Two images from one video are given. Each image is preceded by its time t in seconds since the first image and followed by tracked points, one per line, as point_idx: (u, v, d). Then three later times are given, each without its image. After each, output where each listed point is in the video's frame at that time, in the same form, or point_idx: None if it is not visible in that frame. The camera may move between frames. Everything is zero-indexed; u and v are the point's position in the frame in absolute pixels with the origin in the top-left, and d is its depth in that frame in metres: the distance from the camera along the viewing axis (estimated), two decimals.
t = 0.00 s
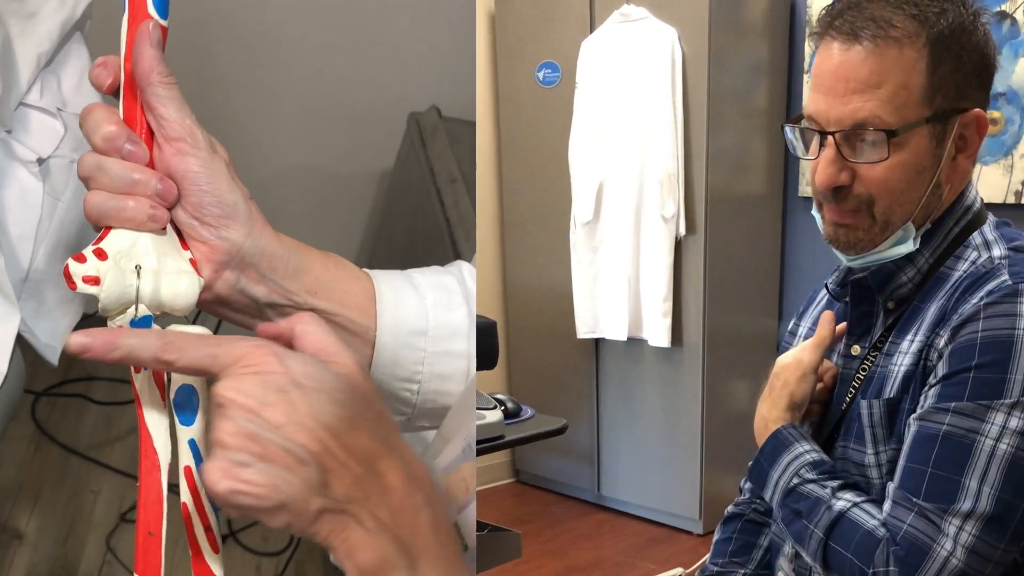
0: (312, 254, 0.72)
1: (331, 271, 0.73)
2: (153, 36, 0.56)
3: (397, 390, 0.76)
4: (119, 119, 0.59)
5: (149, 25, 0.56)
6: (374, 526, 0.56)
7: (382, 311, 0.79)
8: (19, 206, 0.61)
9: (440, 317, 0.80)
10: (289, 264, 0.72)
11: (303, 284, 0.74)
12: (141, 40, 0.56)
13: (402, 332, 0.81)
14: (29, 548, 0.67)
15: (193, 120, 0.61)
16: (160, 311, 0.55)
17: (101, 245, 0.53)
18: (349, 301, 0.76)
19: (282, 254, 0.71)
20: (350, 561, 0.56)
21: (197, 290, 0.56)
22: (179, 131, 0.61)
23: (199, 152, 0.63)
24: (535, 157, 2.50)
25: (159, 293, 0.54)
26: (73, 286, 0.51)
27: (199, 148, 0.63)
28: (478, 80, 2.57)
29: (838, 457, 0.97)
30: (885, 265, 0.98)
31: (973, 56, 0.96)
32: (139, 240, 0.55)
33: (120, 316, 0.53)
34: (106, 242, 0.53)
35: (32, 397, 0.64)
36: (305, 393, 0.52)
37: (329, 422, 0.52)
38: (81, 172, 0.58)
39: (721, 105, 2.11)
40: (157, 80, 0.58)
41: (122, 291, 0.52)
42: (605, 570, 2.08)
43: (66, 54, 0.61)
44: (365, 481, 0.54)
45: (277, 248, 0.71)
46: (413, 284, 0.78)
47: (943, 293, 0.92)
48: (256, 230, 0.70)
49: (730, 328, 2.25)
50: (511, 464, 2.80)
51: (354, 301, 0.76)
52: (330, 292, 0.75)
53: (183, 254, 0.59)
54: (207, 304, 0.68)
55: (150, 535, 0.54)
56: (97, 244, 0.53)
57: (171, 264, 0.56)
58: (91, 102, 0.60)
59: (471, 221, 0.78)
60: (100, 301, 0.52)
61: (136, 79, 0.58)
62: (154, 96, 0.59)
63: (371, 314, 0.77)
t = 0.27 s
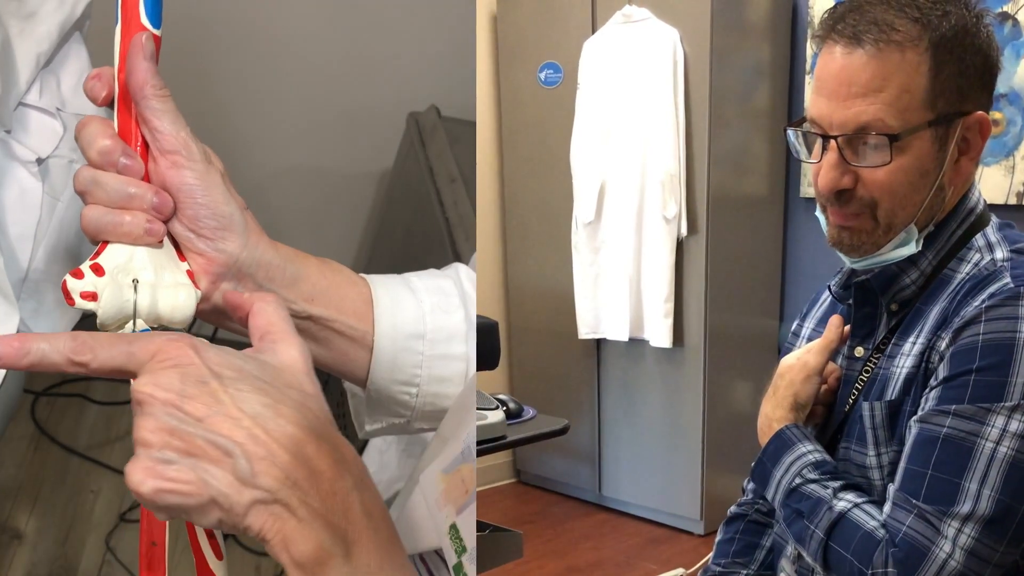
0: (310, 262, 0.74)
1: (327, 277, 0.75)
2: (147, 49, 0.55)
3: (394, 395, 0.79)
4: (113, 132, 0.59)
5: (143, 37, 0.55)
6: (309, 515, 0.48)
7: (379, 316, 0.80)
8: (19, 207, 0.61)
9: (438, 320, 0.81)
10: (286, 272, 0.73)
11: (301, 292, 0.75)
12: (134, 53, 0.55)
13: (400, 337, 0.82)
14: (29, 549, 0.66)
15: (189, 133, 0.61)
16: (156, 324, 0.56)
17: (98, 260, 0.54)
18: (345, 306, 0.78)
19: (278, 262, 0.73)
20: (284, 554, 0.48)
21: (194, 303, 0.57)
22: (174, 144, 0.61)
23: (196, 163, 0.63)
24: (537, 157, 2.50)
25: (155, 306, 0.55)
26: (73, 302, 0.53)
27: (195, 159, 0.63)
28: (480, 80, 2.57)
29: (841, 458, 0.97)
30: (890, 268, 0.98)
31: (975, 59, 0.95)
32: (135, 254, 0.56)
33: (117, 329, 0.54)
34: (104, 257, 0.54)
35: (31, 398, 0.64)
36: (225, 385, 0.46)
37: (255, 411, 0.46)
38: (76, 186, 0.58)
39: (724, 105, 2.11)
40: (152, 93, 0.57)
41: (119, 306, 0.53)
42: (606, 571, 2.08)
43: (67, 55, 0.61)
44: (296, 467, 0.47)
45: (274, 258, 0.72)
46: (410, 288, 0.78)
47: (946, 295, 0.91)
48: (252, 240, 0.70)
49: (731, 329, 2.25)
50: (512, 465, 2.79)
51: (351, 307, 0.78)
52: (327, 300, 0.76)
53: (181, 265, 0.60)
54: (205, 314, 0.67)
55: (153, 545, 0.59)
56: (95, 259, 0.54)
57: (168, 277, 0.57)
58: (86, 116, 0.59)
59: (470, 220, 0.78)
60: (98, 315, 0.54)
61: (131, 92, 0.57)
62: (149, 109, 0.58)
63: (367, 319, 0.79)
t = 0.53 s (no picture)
0: (305, 261, 0.74)
1: (321, 275, 0.76)
2: (139, 47, 0.55)
3: (390, 394, 0.79)
4: (107, 130, 0.59)
5: (135, 37, 0.55)
6: (297, 517, 0.48)
7: (375, 315, 0.80)
8: (18, 206, 0.61)
9: (433, 320, 0.80)
10: (281, 269, 0.74)
11: (296, 289, 0.76)
12: (126, 53, 0.55)
13: (396, 336, 0.82)
14: (28, 548, 0.67)
15: (181, 129, 0.62)
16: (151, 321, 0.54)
17: (93, 256, 0.53)
18: (341, 304, 0.78)
19: (273, 260, 0.73)
20: (272, 557, 0.48)
21: (189, 299, 0.55)
22: (168, 142, 0.61)
23: (189, 162, 0.63)
24: (538, 157, 2.50)
25: (149, 303, 0.53)
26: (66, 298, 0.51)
27: (188, 157, 0.63)
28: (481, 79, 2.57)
29: (843, 458, 0.96)
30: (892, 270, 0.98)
31: (979, 59, 0.95)
32: (129, 250, 0.54)
33: (111, 325, 0.53)
34: (97, 253, 0.53)
35: (31, 398, 0.64)
36: (212, 390, 0.47)
37: (241, 414, 0.47)
38: (71, 183, 0.58)
39: (725, 105, 2.11)
40: (145, 91, 0.58)
41: (113, 303, 0.52)
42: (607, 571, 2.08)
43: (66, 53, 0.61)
44: (283, 471, 0.47)
45: (267, 254, 0.72)
46: (406, 287, 0.78)
47: (947, 294, 0.91)
48: (246, 237, 0.71)
49: (732, 329, 2.25)
50: (512, 464, 2.79)
51: (345, 306, 0.78)
52: (322, 299, 0.77)
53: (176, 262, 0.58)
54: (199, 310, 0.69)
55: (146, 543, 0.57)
56: (89, 256, 0.53)
57: (162, 273, 0.55)
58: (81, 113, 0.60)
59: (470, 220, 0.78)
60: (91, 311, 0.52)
61: (124, 90, 0.58)
62: (142, 107, 0.59)
63: (363, 317, 0.79)
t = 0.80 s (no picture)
0: (299, 258, 0.72)
1: (314, 273, 0.73)
2: (128, 48, 0.56)
3: (385, 393, 0.76)
4: (97, 131, 0.58)
5: (123, 37, 0.56)
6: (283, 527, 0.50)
7: (369, 314, 0.76)
8: (19, 206, 0.60)
9: (428, 317, 0.77)
10: (275, 268, 0.71)
11: (290, 288, 0.72)
12: (116, 53, 0.56)
13: (390, 334, 0.78)
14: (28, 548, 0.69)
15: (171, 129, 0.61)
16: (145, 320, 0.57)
17: (85, 257, 0.55)
18: (334, 303, 0.74)
19: (267, 258, 0.70)
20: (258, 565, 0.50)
21: (180, 300, 0.59)
22: (159, 141, 0.60)
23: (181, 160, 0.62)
24: (539, 156, 2.50)
25: (142, 303, 0.56)
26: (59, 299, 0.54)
27: (179, 156, 0.62)
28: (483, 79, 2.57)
29: (842, 455, 0.96)
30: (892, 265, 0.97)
31: (982, 59, 0.95)
32: (122, 250, 0.56)
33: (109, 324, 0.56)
34: (90, 255, 0.55)
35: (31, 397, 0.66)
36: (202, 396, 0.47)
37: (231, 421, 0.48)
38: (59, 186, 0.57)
39: (726, 105, 2.10)
40: (134, 90, 0.58)
41: (105, 303, 0.55)
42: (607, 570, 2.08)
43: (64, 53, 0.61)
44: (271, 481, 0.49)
45: (260, 253, 0.70)
46: (400, 286, 0.76)
47: (944, 290, 0.91)
48: (238, 237, 0.68)
49: (733, 329, 2.25)
50: (513, 464, 2.79)
51: (339, 305, 0.74)
52: (316, 297, 0.73)
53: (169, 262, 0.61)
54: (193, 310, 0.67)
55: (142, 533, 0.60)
56: (82, 257, 0.55)
57: (155, 274, 0.58)
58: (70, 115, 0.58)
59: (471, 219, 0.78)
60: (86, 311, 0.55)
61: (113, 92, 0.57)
62: (133, 106, 0.58)
63: (357, 316, 0.75)
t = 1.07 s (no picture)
0: (290, 265, 0.72)
1: (308, 281, 0.73)
2: (110, 62, 0.52)
3: (380, 399, 0.76)
4: (83, 147, 0.54)
5: (106, 51, 0.52)
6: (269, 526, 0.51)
7: (363, 319, 0.74)
8: (18, 206, 0.62)
9: (424, 322, 0.75)
10: (268, 275, 0.70)
11: (283, 296, 0.71)
12: (98, 69, 0.52)
13: (384, 340, 0.76)
14: (29, 547, 0.72)
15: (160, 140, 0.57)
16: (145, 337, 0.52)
17: (81, 277, 0.50)
18: (327, 309, 0.73)
19: (260, 266, 0.69)
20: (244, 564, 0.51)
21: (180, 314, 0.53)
22: (148, 156, 0.57)
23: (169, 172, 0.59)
24: (541, 155, 2.49)
25: (140, 320, 0.51)
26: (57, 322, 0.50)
27: (167, 168, 0.59)
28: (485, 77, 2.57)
29: (842, 454, 0.96)
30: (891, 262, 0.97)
31: (979, 59, 0.95)
32: (116, 269, 0.52)
33: (105, 346, 0.51)
34: (84, 275, 0.50)
35: (33, 395, 0.68)
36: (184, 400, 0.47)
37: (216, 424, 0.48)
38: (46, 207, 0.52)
39: (728, 104, 2.10)
40: (120, 104, 0.54)
41: (106, 325, 0.50)
42: (607, 568, 2.08)
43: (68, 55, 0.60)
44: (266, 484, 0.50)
45: (253, 261, 0.69)
46: (394, 290, 0.75)
47: (945, 287, 0.91)
48: (231, 246, 0.67)
49: (734, 328, 2.25)
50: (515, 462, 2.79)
51: (332, 311, 0.73)
52: (309, 304, 0.72)
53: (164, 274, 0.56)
54: (190, 320, 0.68)
55: (153, 558, 0.52)
56: (76, 276, 0.51)
57: (151, 289, 0.53)
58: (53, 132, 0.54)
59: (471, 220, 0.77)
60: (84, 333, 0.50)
61: (98, 107, 0.53)
62: (119, 123, 0.54)
63: (350, 322, 0.74)
